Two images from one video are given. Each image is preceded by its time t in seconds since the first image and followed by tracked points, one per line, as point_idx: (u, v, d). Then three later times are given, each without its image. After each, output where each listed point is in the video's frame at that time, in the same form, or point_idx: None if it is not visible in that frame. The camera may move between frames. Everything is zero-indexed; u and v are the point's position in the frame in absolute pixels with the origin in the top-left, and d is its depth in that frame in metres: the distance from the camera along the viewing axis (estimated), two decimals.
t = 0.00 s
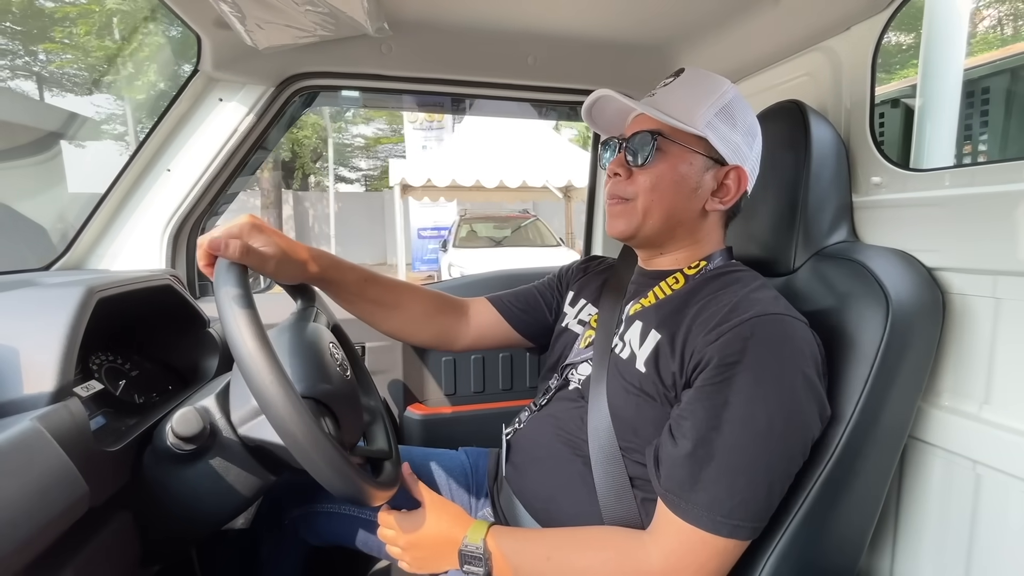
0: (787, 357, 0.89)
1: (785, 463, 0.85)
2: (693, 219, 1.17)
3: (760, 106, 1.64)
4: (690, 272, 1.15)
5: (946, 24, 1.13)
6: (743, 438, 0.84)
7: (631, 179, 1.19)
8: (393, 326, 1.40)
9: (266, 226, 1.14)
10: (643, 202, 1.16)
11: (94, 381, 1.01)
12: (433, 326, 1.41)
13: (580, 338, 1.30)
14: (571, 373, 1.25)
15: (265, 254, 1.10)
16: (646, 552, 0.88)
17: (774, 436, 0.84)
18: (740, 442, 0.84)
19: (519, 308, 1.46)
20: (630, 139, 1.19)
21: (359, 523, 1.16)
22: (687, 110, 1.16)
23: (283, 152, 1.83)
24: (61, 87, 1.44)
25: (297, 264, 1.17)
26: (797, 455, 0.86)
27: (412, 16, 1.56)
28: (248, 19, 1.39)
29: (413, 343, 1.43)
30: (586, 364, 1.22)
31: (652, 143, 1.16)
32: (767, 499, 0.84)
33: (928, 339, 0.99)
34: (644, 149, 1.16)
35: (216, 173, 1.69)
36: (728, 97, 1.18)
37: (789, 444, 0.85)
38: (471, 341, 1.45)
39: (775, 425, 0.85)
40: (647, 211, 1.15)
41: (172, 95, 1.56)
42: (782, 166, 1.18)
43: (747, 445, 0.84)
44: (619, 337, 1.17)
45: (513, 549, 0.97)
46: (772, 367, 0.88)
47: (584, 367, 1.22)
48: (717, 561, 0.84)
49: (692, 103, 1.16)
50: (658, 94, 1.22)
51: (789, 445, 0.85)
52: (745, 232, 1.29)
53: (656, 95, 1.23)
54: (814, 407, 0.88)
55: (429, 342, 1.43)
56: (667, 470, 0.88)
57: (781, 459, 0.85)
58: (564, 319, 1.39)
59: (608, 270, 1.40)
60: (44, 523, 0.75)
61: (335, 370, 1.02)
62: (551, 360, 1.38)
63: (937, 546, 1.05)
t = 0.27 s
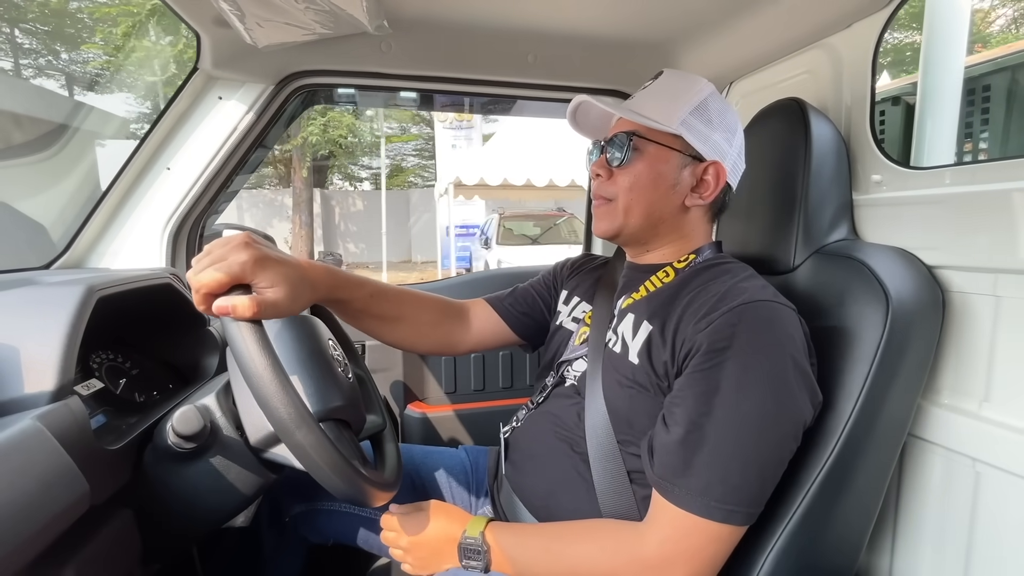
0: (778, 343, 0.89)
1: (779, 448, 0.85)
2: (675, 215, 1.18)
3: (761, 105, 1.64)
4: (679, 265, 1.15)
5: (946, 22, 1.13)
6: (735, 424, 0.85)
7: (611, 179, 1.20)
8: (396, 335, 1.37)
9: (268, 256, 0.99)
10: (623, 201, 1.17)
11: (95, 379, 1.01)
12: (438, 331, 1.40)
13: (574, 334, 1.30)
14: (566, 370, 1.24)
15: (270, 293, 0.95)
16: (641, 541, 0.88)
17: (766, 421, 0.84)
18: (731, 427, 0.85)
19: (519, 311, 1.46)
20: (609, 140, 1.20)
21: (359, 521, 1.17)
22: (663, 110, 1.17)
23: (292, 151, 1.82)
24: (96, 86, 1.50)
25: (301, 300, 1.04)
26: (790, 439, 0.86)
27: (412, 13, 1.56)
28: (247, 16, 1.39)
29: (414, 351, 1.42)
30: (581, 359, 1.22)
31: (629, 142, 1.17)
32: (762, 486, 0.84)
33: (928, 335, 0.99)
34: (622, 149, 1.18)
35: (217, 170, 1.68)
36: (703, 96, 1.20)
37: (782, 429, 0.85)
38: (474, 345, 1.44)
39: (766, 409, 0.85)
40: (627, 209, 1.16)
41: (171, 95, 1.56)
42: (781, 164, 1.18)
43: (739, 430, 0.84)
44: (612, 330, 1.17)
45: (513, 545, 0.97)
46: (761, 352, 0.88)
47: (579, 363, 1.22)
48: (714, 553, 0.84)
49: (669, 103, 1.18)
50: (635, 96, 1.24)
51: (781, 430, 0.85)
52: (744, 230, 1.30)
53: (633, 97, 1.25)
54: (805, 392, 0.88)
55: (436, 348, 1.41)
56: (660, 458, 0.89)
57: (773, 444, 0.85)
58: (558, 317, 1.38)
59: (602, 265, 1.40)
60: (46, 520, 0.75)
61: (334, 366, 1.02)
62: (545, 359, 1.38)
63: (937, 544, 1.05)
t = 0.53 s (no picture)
0: (785, 342, 0.89)
1: (785, 448, 0.85)
2: (676, 208, 1.18)
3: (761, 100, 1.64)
4: (684, 263, 1.15)
5: (948, 15, 1.12)
6: (743, 423, 0.84)
7: (608, 179, 1.20)
8: (396, 338, 1.35)
9: (270, 259, 0.98)
10: (622, 199, 1.17)
11: (90, 374, 1.01)
12: (438, 334, 1.39)
13: (575, 333, 1.29)
14: (568, 368, 1.24)
15: (272, 298, 0.94)
16: (646, 540, 0.88)
17: (773, 421, 0.84)
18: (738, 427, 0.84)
19: (519, 310, 1.45)
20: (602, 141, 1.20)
21: (358, 517, 1.17)
22: (654, 104, 1.17)
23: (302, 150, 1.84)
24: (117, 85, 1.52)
25: (304, 303, 1.02)
26: (796, 440, 0.85)
27: (411, 8, 1.55)
28: (245, 9, 1.38)
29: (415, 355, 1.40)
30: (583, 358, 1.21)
31: (622, 140, 1.17)
32: (768, 486, 0.84)
33: (928, 331, 0.99)
34: (616, 149, 1.17)
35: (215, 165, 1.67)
36: (693, 87, 1.19)
37: (788, 428, 0.85)
38: (472, 347, 1.43)
39: (773, 409, 0.84)
40: (627, 208, 1.16)
41: (167, 87, 1.55)
42: (781, 159, 1.17)
43: (746, 430, 0.84)
44: (615, 329, 1.17)
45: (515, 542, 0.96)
46: (770, 351, 0.88)
47: (580, 361, 1.21)
48: (717, 553, 0.84)
49: (659, 97, 1.17)
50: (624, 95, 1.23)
51: (788, 430, 0.85)
52: (744, 226, 1.29)
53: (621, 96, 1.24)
54: (812, 392, 0.88)
55: (434, 351, 1.40)
56: (666, 458, 0.88)
57: (780, 443, 0.84)
58: (558, 313, 1.37)
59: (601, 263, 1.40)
60: (41, 514, 0.74)
61: (334, 360, 1.02)
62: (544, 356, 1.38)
63: (936, 538, 1.05)
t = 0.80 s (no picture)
0: (789, 348, 0.89)
1: (787, 453, 0.85)
2: (673, 210, 1.17)
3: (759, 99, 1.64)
4: (688, 265, 1.15)
5: (946, 15, 1.12)
6: (746, 429, 0.84)
7: (605, 180, 1.20)
8: (396, 338, 1.35)
9: (269, 259, 0.98)
10: (618, 200, 1.17)
11: (88, 375, 1.01)
12: (438, 333, 1.39)
13: (575, 334, 1.29)
14: (568, 369, 1.24)
15: (271, 298, 0.94)
16: (647, 544, 0.88)
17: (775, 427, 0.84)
18: (740, 432, 0.84)
19: (519, 311, 1.45)
20: (601, 141, 1.20)
21: (357, 518, 1.17)
22: (655, 103, 1.16)
23: (310, 149, 1.92)
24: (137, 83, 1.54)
25: (303, 303, 1.02)
26: (798, 445, 0.86)
27: (410, 7, 1.54)
28: (243, 8, 1.37)
29: (413, 355, 1.40)
30: (582, 360, 1.21)
31: (620, 140, 1.17)
32: (770, 491, 0.84)
33: (927, 332, 0.99)
34: (614, 149, 1.17)
35: (214, 163, 1.67)
36: (692, 86, 1.19)
37: (790, 434, 0.85)
38: (472, 347, 1.43)
39: (777, 415, 0.84)
40: (624, 209, 1.16)
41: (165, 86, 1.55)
42: (781, 159, 1.17)
43: (749, 435, 0.84)
44: (617, 332, 1.17)
45: (514, 543, 0.96)
46: (774, 357, 0.88)
47: (580, 363, 1.21)
48: (718, 556, 0.84)
49: (659, 95, 1.17)
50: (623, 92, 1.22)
51: (790, 435, 0.85)
52: (743, 226, 1.30)
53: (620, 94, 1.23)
54: (815, 398, 0.88)
55: (434, 351, 1.39)
56: (668, 462, 0.88)
57: (782, 449, 0.84)
58: (559, 314, 1.37)
59: (600, 263, 1.40)
60: (39, 517, 0.74)
61: (332, 361, 1.02)
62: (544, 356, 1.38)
63: (934, 538, 1.05)
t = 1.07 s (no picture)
0: (784, 348, 0.89)
1: (784, 453, 0.85)
2: (681, 213, 1.18)
3: (758, 100, 1.64)
4: (679, 266, 1.15)
5: (944, 16, 1.12)
6: (743, 429, 0.84)
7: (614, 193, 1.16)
8: (391, 343, 1.35)
9: (268, 261, 0.98)
10: (634, 214, 1.14)
11: (87, 376, 1.01)
12: (432, 338, 1.39)
13: (572, 336, 1.29)
14: (564, 373, 1.24)
15: (269, 299, 0.94)
16: (646, 545, 0.88)
17: (773, 427, 0.84)
18: (738, 433, 0.84)
19: (513, 316, 1.45)
20: (602, 153, 1.15)
21: (357, 519, 1.17)
22: (648, 109, 1.15)
23: (323, 150, 1.92)
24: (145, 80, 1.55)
25: (301, 303, 1.02)
26: (796, 445, 0.86)
27: (408, 7, 1.54)
28: (242, 9, 1.37)
29: (408, 360, 1.40)
30: (579, 363, 1.21)
31: (630, 151, 1.13)
32: (768, 491, 0.84)
33: (925, 333, 0.99)
34: (624, 161, 1.13)
35: (212, 164, 1.67)
36: (675, 88, 1.19)
37: (788, 433, 0.85)
38: (467, 353, 1.44)
39: (773, 414, 0.84)
40: (641, 221, 1.14)
41: (163, 86, 1.55)
42: (780, 160, 1.17)
43: (747, 435, 0.84)
44: (613, 336, 1.17)
45: (513, 545, 0.96)
46: (769, 356, 0.88)
47: (578, 366, 1.21)
48: (718, 555, 0.84)
49: (649, 100, 1.15)
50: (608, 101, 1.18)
51: (788, 435, 0.85)
52: (742, 227, 1.30)
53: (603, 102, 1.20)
54: (811, 397, 0.88)
55: (428, 355, 1.40)
56: (666, 463, 0.88)
57: (781, 448, 0.84)
58: (555, 320, 1.37)
59: (599, 264, 1.40)
60: (37, 519, 0.74)
61: (330, 361, 1.02)
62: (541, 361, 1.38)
63: (933, 539, 1.05)
